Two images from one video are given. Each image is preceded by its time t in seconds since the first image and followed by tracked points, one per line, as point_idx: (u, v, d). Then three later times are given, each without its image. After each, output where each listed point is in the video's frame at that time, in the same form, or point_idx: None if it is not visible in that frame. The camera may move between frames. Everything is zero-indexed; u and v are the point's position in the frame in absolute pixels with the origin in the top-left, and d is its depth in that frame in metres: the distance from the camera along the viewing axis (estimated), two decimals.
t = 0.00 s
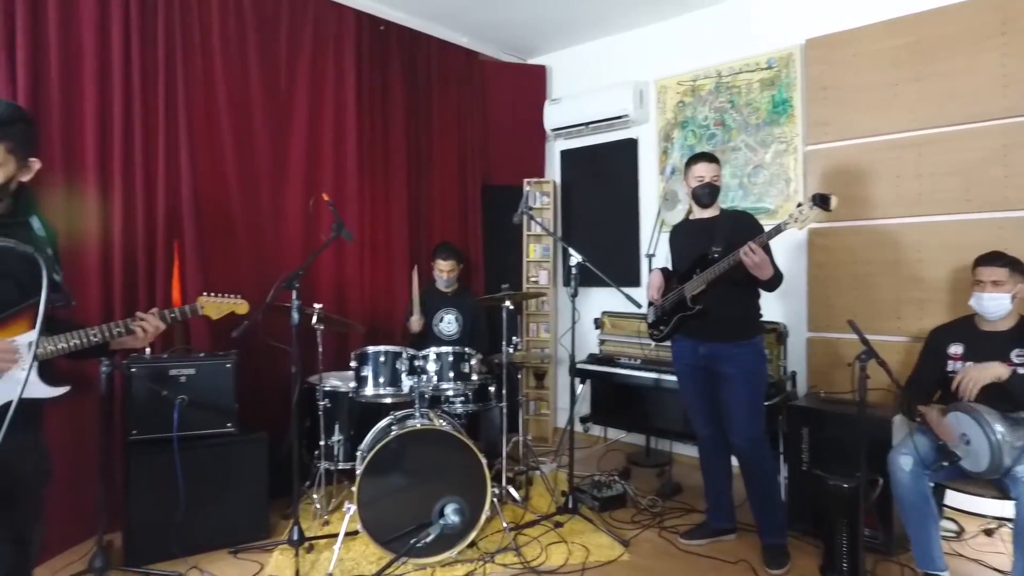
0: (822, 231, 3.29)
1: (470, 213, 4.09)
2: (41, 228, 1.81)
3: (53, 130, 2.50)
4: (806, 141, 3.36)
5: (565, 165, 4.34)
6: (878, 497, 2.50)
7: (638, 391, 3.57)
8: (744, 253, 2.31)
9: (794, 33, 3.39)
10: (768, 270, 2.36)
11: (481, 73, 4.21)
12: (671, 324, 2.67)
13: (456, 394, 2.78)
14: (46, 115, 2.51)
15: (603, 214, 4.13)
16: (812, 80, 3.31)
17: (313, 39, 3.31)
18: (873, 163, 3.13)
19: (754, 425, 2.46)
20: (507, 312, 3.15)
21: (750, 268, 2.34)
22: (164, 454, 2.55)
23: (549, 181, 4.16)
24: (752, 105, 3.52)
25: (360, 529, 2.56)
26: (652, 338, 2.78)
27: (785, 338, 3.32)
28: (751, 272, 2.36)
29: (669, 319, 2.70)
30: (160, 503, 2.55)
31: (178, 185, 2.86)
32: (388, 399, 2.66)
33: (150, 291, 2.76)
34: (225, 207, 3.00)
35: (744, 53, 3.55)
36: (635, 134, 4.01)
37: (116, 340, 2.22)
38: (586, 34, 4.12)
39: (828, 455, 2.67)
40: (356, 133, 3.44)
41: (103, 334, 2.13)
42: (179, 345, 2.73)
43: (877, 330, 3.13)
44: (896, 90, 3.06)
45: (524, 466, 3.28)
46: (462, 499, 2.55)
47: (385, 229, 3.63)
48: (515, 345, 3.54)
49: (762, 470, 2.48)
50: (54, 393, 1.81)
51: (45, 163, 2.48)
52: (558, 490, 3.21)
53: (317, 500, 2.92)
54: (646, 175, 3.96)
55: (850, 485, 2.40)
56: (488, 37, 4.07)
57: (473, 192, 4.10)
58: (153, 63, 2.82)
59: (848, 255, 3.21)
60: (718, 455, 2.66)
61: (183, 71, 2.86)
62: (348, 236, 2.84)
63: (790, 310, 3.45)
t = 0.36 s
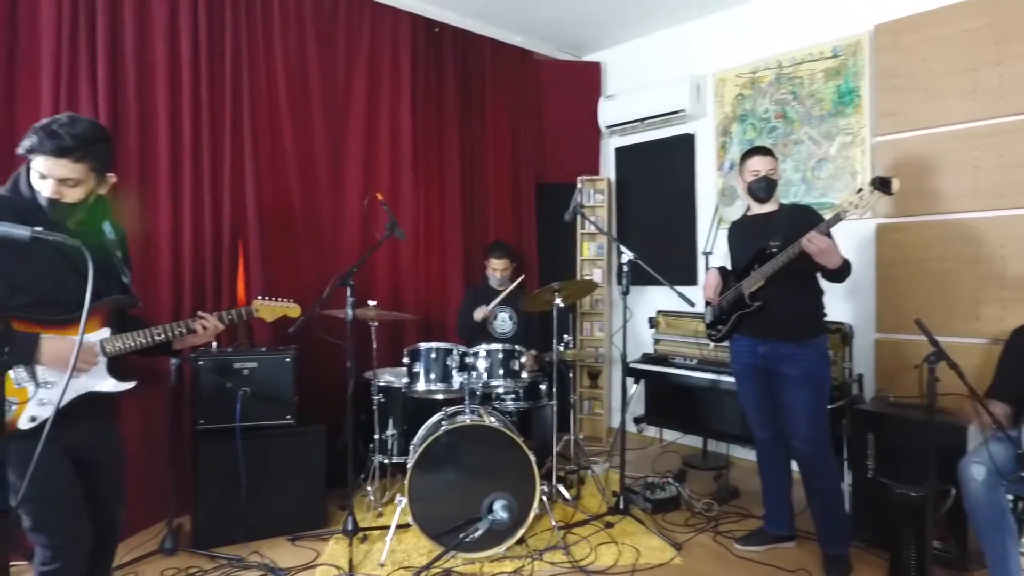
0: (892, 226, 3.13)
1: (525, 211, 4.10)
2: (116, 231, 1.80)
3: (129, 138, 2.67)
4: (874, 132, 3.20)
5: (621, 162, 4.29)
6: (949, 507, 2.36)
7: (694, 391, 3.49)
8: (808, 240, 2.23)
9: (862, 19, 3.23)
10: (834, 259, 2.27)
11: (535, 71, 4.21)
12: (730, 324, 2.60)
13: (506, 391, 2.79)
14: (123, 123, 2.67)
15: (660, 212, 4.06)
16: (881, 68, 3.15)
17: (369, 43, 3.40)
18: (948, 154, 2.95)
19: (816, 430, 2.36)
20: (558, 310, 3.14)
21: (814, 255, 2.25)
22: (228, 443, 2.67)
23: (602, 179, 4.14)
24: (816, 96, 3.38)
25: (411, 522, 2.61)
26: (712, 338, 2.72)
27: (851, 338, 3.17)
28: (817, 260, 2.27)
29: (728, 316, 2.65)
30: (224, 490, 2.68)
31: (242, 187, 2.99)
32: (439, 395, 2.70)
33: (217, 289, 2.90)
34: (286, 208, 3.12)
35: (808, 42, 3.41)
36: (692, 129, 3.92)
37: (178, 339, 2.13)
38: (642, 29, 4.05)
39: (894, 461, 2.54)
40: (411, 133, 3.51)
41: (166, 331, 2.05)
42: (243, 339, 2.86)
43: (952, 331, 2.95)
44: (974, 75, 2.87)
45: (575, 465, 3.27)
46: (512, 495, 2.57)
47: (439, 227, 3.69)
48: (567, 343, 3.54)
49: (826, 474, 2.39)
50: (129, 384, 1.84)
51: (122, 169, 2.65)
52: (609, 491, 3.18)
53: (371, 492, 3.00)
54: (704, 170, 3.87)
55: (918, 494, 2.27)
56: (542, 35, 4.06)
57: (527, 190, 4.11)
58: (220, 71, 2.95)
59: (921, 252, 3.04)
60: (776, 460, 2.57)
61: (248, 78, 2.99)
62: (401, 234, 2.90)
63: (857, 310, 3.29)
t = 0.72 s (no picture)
0: (967, 222, 2.95)
1: (578, 210, 4.08)
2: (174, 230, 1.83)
3: (196, 145, 2.83)
4: (946, 122, 3.02)
5: (676, 158, 4.22)
6: None
7: (751, 394, 3.38)
8: (891, 231, 2.10)
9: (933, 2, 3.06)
10: (913, 254, 2.13)
11: (588, 69, 4.18)
12: (794, 323, 2.48)
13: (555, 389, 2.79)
14: (192, 130, 2.83)
15: (716, 209, 3.96)
16: (953, 54, 2.97)
17: (422, 46, 3.47)
18: None
19: (886, 437, 2.26)
20: (608, 309, 3.11)
21: (895, 252, 2.12)
22: (286, 435, 2.78)
23: (655, 176, 4.09)
24: (883, 85, 3.22)
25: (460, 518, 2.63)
26: (775, 337, 2.61)
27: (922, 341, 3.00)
28: (897, 256, 2.13)
29: (793, 316, 2.52)
30: (282, 480, 2.78)
31: (301, 188, 3.11)
32: (489, 392, 2.72)
33: (277, 286, 3.01)
34: (343, 208, 3.22)
35: (874, 30, 3.26)
36: (751, 124, 3.81)
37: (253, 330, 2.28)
38: (699, 22, 3.96)
39: (966, 471, 2.39)
40: (463, 133, 3.56)
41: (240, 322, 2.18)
42: (301, 335, 2.96)
43: None
44: None
45: (627, 467, 3.23)
46: (559, 494, 2.56)
47: (491, 226, 3.73)
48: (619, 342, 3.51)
49: (888, 485, 2.27)
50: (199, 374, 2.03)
51: (189, 174, 2.81)
52: (661, 493, 3.13)
53: (422, 486, 3.05)
54: (763, 166, 3.75)
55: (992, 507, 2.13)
56: (595, 33, 4.03)
57: (580, 188, 4.09)
58: (280, 78, 3.07)
59: (999, 249, 2.85)
60: (840, 468, 2.46)
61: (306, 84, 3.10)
62: (452, 233, 2.93)
63: (927, 311, 3.12)
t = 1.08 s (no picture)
0: None
1: (635, 209, 4.03)
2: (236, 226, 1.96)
3: (264, 149, 2.96)
4: None
5: (737, 155, 4.11)
6: None
7: (818, 398, 3.26)
8: (981, 233, 1.98)
9: None
10: (1010, 254, 2.00)
11: (647, 66, 4.12)
12: (877, 324, 2.35)
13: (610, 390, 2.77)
14: (259, 135, 2.96)
15: (781, 206, 3.83)
16: None
17: (479, 49, 3.51)
18: None
19: (976, 448, 2.14)
20: (664, 308, 3.05)
21: (986, 253, 2.00)
22: (346, 429, 2.86)
23: (716, 173, 4.00)
24: (962, 73, 3.04)
25: (514, 518, 2.63)
26: (855, 337, 2.47)
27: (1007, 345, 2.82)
28: (987, 256, 2.01)
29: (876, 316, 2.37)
30: (343, 473, 2.87)
31: (361, 190, 3.19)
32: (543, 391, 2.72)
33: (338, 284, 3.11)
34: (401, 208, 3.29)
35: (953, 14, 3.08)
36: (817, 117, 3.67)
37: (314, 318, 2.35)
38: (763, 14, 3.84)
39: None
40: (519, 134, 3.58)
41: (298, 311, 2.25)
42: (361, 333, 3.04)
43: None
44: None
45: (685, 470, 3.17)
46: (613, 495, 2.54)
47: (546, 226, 3.73)
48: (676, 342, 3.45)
49: (972, 495, 2.18)
50: (267, 362, 2.13)
51: (257, 177, 2.94)
52: (721, 498, 3.05)
53: (476, 483, 3.09)
54: (831, 160, 3.61)
55: None
56: (654, 28, 3.97)
57: (637, 186, 4.03)
58: (343, 82, 3.17)
59: None
60: (920, 479, 2.32)
61: (366, 88, 3.19)
62: (507, 233, 2.95)
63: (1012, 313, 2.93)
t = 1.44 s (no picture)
0: None
1: (695, 208, 3.95)
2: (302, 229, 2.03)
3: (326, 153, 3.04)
4: None
5: (802, 151, 3.98)
6: None
7: (889, 404, 3.13)
8: None
9: None
10: None
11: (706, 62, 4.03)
12: (969, 327, 2.23)
13: (668, 392, 2.72)
14: (322, 139, 3.05)
15: (849, 204, 3.68)
16: None
17: (535, 50, 3.51)
18: None
19: None
20: (725, 310, 2.96)
21: None
22: (406, 427, 2.91)
23: (779, 170, 3.88)
24: None
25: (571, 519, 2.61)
26: (946, 342, 2.35)
27: None
28: None
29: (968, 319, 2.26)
30: (402, 469, 2.92)
31: (420, 193, 3.25)
32: (600, 393, 2.71)
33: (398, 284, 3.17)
34: (458, 209, 3.32)
35: None
36: (889, 111, 3.50)
37: (371, 319, 2.39)
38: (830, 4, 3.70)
39: None
40: (575, 135, 3.56)
41: (358, 312, 2.30)
42: (419, 333, 3.09)
43: None
44: None
45: (746, 475, 3.10)
46: (672, 499, 2.50)
47: (603, 226, 3.70)
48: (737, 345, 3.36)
49: None
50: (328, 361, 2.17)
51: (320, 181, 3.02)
52: (785, 506, 2.95)
53: (532, 484, 3.09)
54: (904, 156, 3.44)
55: None
56: (714, 23, 3.88)
57: (696, 185, 3.94)
58: (401, 86, 3.22)
59: None
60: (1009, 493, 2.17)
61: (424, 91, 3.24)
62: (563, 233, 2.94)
63: None
